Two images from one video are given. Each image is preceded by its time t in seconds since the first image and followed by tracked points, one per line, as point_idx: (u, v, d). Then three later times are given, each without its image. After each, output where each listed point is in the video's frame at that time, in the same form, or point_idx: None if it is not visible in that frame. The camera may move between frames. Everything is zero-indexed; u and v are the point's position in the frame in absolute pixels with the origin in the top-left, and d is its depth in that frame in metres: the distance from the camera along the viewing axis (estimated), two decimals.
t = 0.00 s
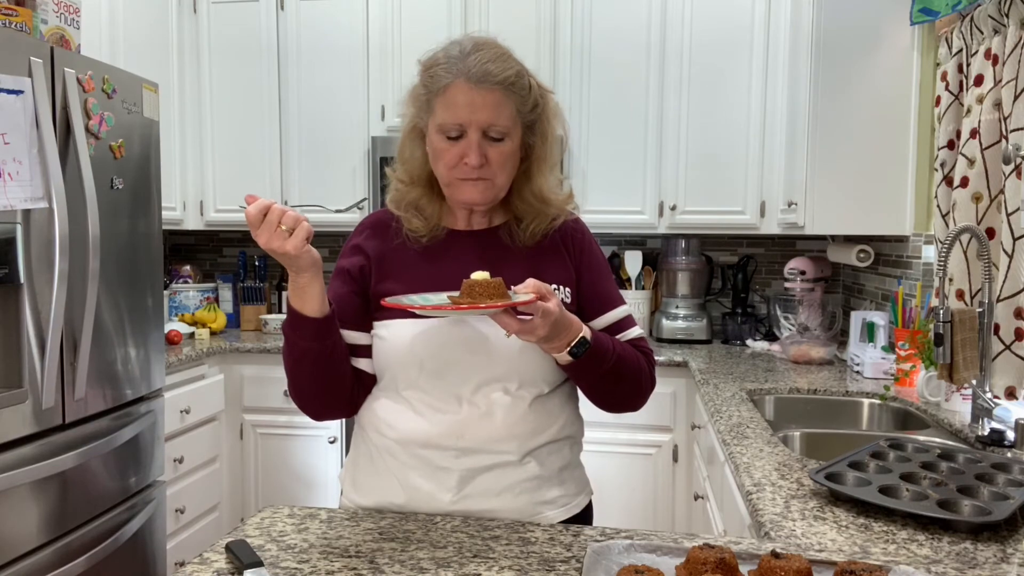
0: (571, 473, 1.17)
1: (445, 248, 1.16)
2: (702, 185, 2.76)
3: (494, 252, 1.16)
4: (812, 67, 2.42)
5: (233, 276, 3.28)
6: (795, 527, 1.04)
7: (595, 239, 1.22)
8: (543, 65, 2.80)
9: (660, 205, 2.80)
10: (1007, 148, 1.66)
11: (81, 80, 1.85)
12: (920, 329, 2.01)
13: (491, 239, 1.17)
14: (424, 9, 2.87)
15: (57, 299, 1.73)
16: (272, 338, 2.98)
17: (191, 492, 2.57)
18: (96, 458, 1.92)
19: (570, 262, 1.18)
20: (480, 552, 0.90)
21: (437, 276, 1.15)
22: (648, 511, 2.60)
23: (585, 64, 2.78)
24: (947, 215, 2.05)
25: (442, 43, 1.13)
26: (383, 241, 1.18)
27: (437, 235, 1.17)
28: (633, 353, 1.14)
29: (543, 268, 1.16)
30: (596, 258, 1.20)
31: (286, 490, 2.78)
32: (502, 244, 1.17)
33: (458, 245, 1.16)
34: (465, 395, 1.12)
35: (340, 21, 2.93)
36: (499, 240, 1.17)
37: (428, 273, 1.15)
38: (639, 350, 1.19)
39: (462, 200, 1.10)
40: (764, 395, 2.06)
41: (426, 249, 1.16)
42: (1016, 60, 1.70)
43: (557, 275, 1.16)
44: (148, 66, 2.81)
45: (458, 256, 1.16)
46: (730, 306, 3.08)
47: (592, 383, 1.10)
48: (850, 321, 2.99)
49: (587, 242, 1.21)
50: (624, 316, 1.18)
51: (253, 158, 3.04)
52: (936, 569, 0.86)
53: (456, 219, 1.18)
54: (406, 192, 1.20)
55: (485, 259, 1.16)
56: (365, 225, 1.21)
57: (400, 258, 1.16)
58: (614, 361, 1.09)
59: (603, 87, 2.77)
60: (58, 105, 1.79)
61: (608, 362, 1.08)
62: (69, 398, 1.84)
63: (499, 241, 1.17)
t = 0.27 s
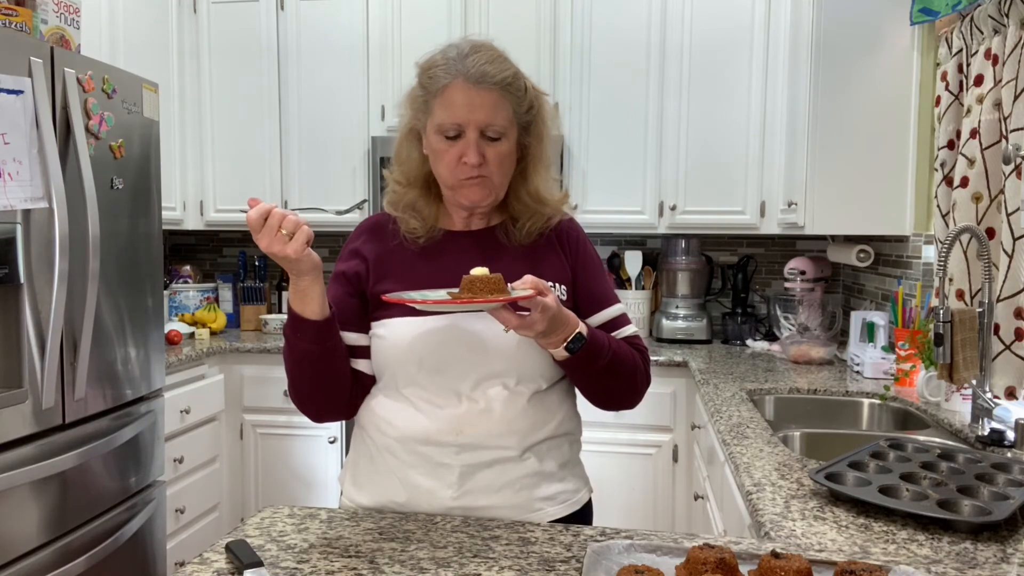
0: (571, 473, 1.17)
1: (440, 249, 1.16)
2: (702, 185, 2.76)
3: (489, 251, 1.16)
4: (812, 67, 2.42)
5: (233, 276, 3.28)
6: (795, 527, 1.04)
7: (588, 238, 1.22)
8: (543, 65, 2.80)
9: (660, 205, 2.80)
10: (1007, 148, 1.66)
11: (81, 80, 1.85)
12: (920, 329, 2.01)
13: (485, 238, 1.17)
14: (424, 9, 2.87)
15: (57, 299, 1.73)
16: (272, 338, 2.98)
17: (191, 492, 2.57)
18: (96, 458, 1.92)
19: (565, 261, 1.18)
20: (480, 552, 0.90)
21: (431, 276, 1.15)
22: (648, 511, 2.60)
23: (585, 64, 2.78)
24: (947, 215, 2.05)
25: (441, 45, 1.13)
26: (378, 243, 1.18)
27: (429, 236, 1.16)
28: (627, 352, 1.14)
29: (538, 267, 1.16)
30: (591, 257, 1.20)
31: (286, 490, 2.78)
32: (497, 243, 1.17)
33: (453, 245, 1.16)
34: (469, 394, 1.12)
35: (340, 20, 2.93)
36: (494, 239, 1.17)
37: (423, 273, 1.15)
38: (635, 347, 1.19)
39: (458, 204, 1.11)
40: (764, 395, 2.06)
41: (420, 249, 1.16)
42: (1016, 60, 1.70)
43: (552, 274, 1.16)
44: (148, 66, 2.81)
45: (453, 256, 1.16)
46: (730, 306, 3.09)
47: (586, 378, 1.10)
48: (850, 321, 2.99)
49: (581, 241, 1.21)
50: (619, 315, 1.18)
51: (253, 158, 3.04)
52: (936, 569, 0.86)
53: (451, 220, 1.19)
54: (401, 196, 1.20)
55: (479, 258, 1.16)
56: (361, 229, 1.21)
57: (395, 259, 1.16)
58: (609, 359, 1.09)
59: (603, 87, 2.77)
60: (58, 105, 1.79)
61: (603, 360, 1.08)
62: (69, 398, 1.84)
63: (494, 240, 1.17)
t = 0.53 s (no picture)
0: (571, 473, 1.17)
1: (439, 249, 1.16)
2: (702, 186, 2.76)
3: (487, 251, 1.16)
4: (812, 67, 2.42)
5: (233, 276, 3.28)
6: (795, 527, 1.04)
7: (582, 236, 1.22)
8: (543, 65, 2.80)
9: (660, 205, 2.80)
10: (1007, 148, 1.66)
11: (81, 80, 1.85)
12: (920, 329, 2.01)
13: (484, 237, 1.17)
14: (424, 9, 2.87)
15: (57, 299, 1.73)
16: (272, 338, 2.98)
17: (191, 492, 2.57)
18: (96, 458, 1.92)
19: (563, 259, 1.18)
20: (480, 552, 0.90)
21: (431, 276, 1.15)
22: (649, 511, 2.60)
23: (585, 64, 2.77)
24: (947, 216, 2.05)
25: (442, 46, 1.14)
26: (378, 244, 1.18)
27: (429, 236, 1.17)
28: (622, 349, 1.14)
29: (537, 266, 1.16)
30: (588, 255, 1.20)
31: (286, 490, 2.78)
32: (495, 242, 1.17)
33: (452, 245, 1.16)
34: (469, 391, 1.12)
35: (340, 20, 2.93)
36: (493, 238, 1.17)
37: (422, 273, 1.15)
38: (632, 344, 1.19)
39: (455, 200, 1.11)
40: (764, 395, 2.06)
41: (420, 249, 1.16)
42: (1016, 60, 1.70)
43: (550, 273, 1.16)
44: (148, 65, 2.81)
45: (452, 255, 1.16)
46: (730, 306, 3.09)
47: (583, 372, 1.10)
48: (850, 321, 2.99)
49: (579, 240, 1.21)
50: (616, 312, 1.17)
51: (253, 158, 3.04)
52: (936, 569, 0.86)
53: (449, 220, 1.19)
54: (400, 196, 1.20)
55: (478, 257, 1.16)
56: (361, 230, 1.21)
57: (394, 259, 1.16)
58: (606, 356, 1.09)
59: (603, 87, 2.77)
60: (58, 105, 1.79)
61: (600, 356, 1.08)
62: (68, 398, 1.83)
63: (493, 239, 1.17)
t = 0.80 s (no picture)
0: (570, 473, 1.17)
1: (417, 256, 1.10)
2: (702, 186, 2.76)
3: (468, 258, 1.11)
4: (812, 67, 2.42)
5: (233, 276, 3.28)
6: (795, 527, 1.04)
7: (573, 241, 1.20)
8: (543, 65, 2.80)
9: (660, 205, 2.80)
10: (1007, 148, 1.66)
11: (81, 80, 1.85)
12: (920, 328, 2.01)
13: (464, 244, 1.12)
14: (424, 9, 2.87)
15: (57, 300, 1.73)
16: (272, 338, 2.98)
17: (190, 492, 2.56)
18: (96, 458, 1.92)
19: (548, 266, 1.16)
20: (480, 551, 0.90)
21: (410, 284, 1.09)
22: (649, 511, 2.60)
23: (586, 64, 2.77)
24: (947, 216, 2.05)
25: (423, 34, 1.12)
26: (349, 253, 1.11)
27: (406, 243, 1.11)
28: (610, 395, 1.16)
29: (520, 273, 1.13)
30: (572, 262, 1.18)
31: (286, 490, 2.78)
32: (477, 249, 1.12)
33: (431, 252, 1.11)
34: (456, 404, 1.09)
35: (340, 20, 2.93)
36: (474, 245, 1.12)
37: (401, 282, 1.09)
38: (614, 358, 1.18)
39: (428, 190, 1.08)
40: (764, 394, 2.06)
41: (396, 257, 1.10)
42: (1016, 60, 1.70)
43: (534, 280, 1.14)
44: (148, 66, 2.81)
45: (431, 263, 1.10)
46: (730, 306, 3.09)
47: (580, 433, 1.12)
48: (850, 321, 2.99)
49: (559, 246, 1.18)
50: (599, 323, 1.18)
51: (253, 158, 3.04)
52: (936, 569, 0.86)
53: (425, 225, 1.14)
54: (372, 192, 1.16)
55: (458, 265, 1.11)
56: (328, 239, 1.14)
57: (369, 268, 1.10)
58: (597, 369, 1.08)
59: (603, 87, 2.77)
60: (58, 105, 1.79)
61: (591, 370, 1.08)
62: (69, 398, 1.83)
63: (474, 246, 1.12)
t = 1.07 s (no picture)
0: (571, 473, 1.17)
1: (405, 281, 1.01)
2: (702, 186, 2.76)
3: (461, 280, 1.03)
4: (812, 67, 2.41)
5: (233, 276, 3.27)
6: (795, 527, 1.04)
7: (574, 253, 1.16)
8: (543, 66, 2.81)
9: (660, 205, 2.80)
10: (1006, 149, 1.66)
11: (81, 80, 1.85)
12: (920, 328, 2.01)
13: (455, 263, 1.04)
14: (424, 9, 2.87)
15: (58, 299, 1.73)
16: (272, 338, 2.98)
17: (191, 492, 2.57)
18: (96, 458, 1.92)
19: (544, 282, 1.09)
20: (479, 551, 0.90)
21: (399, 313, 1.00)
22: (649, 511, 2.60)
23: (586, 64, 2.77)
24: (947, 216, 2.05)
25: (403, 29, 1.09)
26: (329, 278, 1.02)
27: (393, 266, 1.01)
28: (602, 399, 1.16)
29: (517, 293, 1.05)
30: (568, 275, 1.13)
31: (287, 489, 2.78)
32: (470, 270, 1.04)
33: (421, 275, 1.02)
34: (454, 436, 1.03)
35: (340, 20, 2.93)
36: (467, 265, 1.04)
37: (390, 311, 1.00)
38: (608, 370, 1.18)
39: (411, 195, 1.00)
40: (764, 394, 2.06)
41: (382, 282, 1.01)
42: (1016, 60, 1.70)
43: (531, 300, 1.07)
44: (148, 66, 2.81)
45: (422, 287, 1.02)
46: (730, 306, 3.09)
47: (572, 429, 1.12)
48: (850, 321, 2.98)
49: (557, 261, 1.11)
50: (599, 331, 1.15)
51: (253, 158, 3.04)
52: (936, 569, 0.86)
53: (411, 242, 1.05)
54: (347, 213, 1.07)
55: (451, 290, 1.03)
56: (301, 259, 1.04)
57: (353, 296, 1.00)
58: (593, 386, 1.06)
59: (603, 87, 2.77)
60: (59, 105, 1.79)
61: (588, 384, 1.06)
62: (69, 398, 1.83)
63: (467, 266, 1.04)
